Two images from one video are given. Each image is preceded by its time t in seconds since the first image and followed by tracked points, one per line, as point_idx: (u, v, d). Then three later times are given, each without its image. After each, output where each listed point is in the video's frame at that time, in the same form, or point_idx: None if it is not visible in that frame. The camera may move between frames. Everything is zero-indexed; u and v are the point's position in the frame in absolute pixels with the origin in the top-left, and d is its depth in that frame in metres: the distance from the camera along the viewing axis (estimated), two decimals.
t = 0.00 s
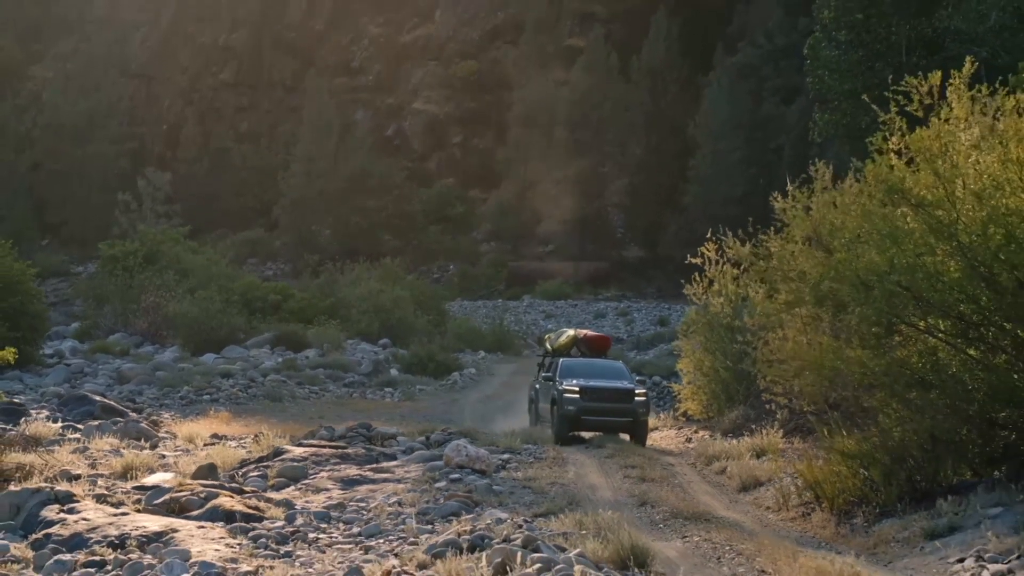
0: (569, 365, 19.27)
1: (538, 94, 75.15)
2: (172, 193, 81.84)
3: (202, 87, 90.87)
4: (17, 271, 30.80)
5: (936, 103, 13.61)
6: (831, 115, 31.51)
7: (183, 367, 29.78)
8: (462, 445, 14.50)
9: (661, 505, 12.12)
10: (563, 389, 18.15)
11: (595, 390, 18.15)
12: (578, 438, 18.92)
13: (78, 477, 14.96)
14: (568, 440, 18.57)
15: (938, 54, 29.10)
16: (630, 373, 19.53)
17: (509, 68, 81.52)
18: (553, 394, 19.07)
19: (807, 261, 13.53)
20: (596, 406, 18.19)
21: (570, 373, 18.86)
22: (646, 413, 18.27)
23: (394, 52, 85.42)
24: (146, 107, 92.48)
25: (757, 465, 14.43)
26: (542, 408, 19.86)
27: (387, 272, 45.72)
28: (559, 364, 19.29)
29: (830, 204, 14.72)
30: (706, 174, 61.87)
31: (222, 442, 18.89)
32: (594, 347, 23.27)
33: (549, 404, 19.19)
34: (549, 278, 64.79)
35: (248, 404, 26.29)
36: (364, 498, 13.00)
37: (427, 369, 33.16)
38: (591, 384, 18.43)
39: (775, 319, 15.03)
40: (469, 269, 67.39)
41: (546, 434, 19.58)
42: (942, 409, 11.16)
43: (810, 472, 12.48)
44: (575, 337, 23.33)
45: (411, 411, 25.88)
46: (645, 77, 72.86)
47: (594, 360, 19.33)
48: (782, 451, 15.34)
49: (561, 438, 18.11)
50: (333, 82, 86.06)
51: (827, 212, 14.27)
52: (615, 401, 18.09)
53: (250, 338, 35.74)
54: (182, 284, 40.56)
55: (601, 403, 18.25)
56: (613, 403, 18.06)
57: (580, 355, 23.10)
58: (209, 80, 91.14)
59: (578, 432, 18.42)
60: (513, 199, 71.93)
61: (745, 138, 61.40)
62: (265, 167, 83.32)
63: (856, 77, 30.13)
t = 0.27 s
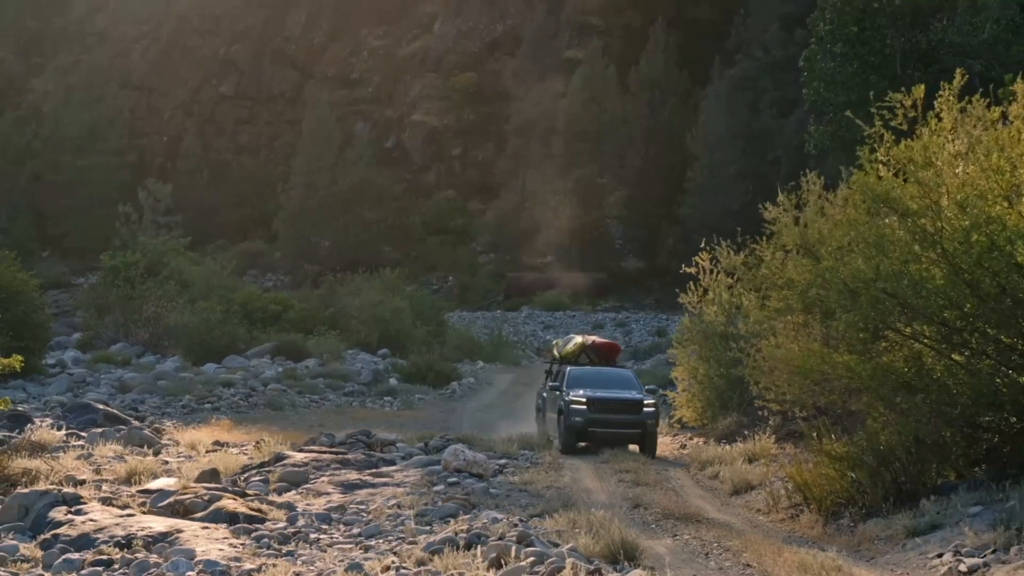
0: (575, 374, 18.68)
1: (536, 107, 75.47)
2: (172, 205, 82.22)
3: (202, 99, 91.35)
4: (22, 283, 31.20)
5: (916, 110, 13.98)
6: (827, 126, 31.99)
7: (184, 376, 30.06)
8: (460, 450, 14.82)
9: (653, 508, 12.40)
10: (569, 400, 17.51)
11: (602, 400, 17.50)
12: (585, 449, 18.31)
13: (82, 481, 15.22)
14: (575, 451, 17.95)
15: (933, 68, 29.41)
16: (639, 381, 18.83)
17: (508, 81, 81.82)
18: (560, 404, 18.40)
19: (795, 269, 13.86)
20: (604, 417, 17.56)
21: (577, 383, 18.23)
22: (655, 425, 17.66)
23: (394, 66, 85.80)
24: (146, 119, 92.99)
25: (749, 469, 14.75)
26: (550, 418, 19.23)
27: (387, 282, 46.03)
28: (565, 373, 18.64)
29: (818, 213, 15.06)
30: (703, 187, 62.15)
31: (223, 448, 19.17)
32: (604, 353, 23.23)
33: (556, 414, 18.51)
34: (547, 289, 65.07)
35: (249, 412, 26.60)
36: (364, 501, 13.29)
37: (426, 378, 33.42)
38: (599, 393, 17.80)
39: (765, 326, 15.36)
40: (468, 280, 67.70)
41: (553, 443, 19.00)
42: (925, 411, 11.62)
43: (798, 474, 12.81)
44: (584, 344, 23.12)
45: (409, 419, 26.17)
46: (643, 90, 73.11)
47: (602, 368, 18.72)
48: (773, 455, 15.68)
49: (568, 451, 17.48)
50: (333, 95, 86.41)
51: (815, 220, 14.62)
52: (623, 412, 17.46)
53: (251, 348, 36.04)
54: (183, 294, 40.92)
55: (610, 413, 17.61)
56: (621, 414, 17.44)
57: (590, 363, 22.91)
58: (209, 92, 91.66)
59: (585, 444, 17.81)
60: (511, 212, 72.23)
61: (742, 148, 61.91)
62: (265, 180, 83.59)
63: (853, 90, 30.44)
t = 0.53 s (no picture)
0: (584, 381, 18.59)
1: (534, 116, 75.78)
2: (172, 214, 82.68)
3: (202, 109, 91.90)
4: (26, 291, 31.57)
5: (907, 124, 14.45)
6: (823, 136, 32.45)
7: (187, 383, 30.43)
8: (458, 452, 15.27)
9: (646, 507, 12.77)
10: (577, 406, 17.39)
11: (610, 405, 17.42)
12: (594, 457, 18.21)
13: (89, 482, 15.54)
14: (584, 459, 17.82)
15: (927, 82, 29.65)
16: (649, 387, 18.79)
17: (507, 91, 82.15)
18: (569, 410, 18.32)
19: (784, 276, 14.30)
20: (612, 424, 17.46)
21: (587, 389, 18.19)
22: (665, 431, 17.51)
23: (393, 76, 86.27)
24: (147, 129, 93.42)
25: (739, 471, 15.13)
26: (557, 424, 19.16)
27: (387, 291, 46.40)
28: (574, 379, 18.63)
29: (807, 222, 15.48)
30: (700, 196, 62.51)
31: (226, 452, 19.53)
32: (615, 358, 23.67)
33: (564, 420, 18.44)
34: (546, 297, 65.42)
35: (251, 418, 26.98)
36: (364, 500, 13.65)
37: (426, 386, 33.77)
38: (607, 399, 17.69)
39: (754, 332, 15.78)
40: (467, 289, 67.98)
41: (562, 452, 18.87)
42: (909, 413, 12.01)
43: (787, 476, 13.20)
44: (596, 348, 23.69)
45: (408, 425, 26.61)
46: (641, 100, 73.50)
47: (612, 375, 18.62)
48: (764, 458, 16.07)
49: (575, 458, 17.36)
50: (333, 105, 86.87)
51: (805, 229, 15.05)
52: (631, 419, 17.31)
53: (251, 356, 36.36)
54: (185, 302, 41.27)
55: (618, 418, 17.49)
56: (630, 421, 17.29)
57: (599, 366, 23.47)
58: (209, 102, 92.14)
59: (593, 451, 17.69)
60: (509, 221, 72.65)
61: (739, 158, 62.32)
62: (264, 190, 84.04)
63: (848, 103, 30.80)
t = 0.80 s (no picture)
0: (590, 380, 18.35)
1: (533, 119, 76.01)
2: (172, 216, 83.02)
3: (202, 112, 92.24)
4: (28, 292, 31.84)
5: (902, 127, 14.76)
6: (818, 139, 32.74)
7: (188, 382, 30.76)
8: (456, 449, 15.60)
9: (640, 500, 13.11)
10: (579, 406, 17.13)
11: (614, 405, 17.11)
12: (598, 458, 18.04)
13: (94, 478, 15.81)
14: (588, 460, 17.59)
15: (922, 84, 29.95)
16: (657, 386, 18.53)
17: (505, 93, 82.38)
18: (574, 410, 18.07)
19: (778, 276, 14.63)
20: (616, 424, 17.13)
21: (592, 388, 17.94)
22: (670, 432, 17.16)
23: (392, 79, 86.57)
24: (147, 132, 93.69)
25: (731, 468, 15.45)
26: (562, 425, 18.92)
27: (387, 292, 46.71)
28: (580, 378, 18.40)
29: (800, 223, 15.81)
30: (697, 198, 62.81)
31: (228, 450, 19.83)
32: (623, 356, 23.70)
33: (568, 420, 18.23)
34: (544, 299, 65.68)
35: (252, 417, 27.31)
36: (364, 495, 14.00)
37: (425, 386, 34.08)
38: (612, 399, 17.38)
39: (749, 330, 16.11)
40: (465, 290, 68.23)
41: (566, 454, 18.62)
42: (895, 408, 12.37)
43: (777, 470, 13.52)
44: (604, 345, 23.73)
45: (407, 424, 26.90)
46: (639, 102, 73.77)
47: (619, 375, 18.31)
48: (757, 454, 16.42)
49: (577, 460, 17.17)
50: (333, 108, 87.19)
51: (797, 230, 15.38)
52: (634, 419, 16.96)
53: (252, 356, 36.67)
54: (186, 304, 41.55)
55: (622, 420, 17.15)
56: (633, 422, 16.95)
57: (607, 364, 23.45)
58: (209, 105, 92.46)
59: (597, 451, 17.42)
60: (508, 223, 72.95)
61: (736, 161, 62.59)
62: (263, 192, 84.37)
63: (843, 104, 30.94)
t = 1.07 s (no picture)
0: (594, 379, 18.34)
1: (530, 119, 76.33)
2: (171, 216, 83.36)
3: (201, 112, 92.62)
4: (33, 291, 32.25)
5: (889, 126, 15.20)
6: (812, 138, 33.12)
7: (189, 379, 31.16)
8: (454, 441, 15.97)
9: (633, 488, 13.57)
10: (581, 409, 17.04)
11: (616, 409, 17.07)
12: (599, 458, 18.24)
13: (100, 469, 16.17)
14: (591, 460, 17.66)
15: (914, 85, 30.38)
16: (663, 386, 18.49)
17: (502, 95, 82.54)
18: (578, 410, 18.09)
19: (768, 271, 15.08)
20: (617, 428, 17.09)
21: (595, 389, 17.93)
22: (674, 434, 17.10)
23: (390, 79, 86.90)
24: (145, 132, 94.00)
25: (724, 459, 15.92)
26: (566, 421, 19.01)
27: (384, 293, 47.03)
28: (583, 377, 18.38)
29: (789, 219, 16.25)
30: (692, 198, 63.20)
31: (230, 444, 20.22)
32: (629, 352, 22.78)
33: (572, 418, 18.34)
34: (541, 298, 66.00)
35: (253, 413, 27.71)
36: (365, 484, 14.42)
37: (422, 383, 34.51)
38: (615, 402, 17.33)
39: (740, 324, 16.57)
40: (463, 289, 68.57)
41: (568, 451, 18.81)
42: (880, 399, 12.86)
43: (767, 459, 14.00)
44: (609, 341, 22.97)
45: (404, 420, 27.29)
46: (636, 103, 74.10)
47: (625, 373, 18.26)
48: (747, 446, 16.93)
49: (579, 462, 17.15)
50: (331, 108, 87.53)
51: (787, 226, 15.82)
52: (636, 423, 16.90)
53: (251, 354, 37.07)
54: (186, 302, 41.89)
55: (623, 424, 17.10)
56: (635, 425, 16.88)
57: (613, 360, 22.68)
58: (208, 106, 92.79)
59: (600, 452, 17.47)
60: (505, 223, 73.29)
61: (731, 162, 62.99)
62: (261, 192, 84.65)
63: (836, 104, 31.43)
